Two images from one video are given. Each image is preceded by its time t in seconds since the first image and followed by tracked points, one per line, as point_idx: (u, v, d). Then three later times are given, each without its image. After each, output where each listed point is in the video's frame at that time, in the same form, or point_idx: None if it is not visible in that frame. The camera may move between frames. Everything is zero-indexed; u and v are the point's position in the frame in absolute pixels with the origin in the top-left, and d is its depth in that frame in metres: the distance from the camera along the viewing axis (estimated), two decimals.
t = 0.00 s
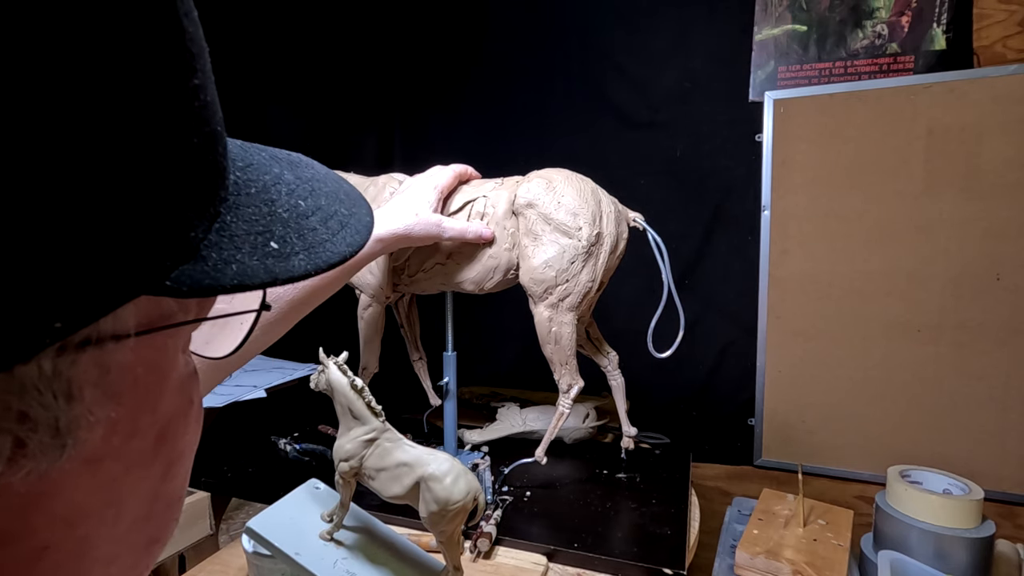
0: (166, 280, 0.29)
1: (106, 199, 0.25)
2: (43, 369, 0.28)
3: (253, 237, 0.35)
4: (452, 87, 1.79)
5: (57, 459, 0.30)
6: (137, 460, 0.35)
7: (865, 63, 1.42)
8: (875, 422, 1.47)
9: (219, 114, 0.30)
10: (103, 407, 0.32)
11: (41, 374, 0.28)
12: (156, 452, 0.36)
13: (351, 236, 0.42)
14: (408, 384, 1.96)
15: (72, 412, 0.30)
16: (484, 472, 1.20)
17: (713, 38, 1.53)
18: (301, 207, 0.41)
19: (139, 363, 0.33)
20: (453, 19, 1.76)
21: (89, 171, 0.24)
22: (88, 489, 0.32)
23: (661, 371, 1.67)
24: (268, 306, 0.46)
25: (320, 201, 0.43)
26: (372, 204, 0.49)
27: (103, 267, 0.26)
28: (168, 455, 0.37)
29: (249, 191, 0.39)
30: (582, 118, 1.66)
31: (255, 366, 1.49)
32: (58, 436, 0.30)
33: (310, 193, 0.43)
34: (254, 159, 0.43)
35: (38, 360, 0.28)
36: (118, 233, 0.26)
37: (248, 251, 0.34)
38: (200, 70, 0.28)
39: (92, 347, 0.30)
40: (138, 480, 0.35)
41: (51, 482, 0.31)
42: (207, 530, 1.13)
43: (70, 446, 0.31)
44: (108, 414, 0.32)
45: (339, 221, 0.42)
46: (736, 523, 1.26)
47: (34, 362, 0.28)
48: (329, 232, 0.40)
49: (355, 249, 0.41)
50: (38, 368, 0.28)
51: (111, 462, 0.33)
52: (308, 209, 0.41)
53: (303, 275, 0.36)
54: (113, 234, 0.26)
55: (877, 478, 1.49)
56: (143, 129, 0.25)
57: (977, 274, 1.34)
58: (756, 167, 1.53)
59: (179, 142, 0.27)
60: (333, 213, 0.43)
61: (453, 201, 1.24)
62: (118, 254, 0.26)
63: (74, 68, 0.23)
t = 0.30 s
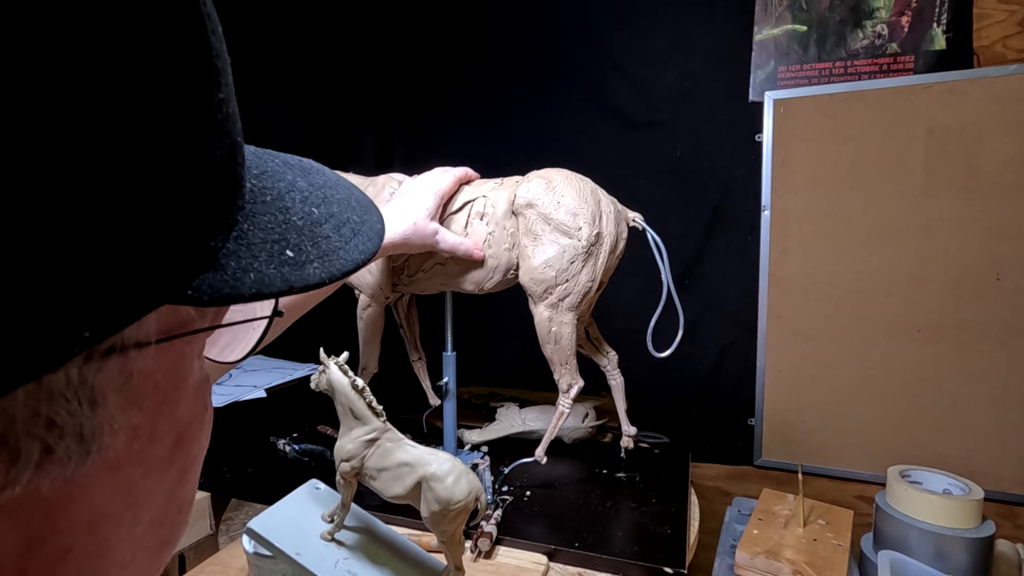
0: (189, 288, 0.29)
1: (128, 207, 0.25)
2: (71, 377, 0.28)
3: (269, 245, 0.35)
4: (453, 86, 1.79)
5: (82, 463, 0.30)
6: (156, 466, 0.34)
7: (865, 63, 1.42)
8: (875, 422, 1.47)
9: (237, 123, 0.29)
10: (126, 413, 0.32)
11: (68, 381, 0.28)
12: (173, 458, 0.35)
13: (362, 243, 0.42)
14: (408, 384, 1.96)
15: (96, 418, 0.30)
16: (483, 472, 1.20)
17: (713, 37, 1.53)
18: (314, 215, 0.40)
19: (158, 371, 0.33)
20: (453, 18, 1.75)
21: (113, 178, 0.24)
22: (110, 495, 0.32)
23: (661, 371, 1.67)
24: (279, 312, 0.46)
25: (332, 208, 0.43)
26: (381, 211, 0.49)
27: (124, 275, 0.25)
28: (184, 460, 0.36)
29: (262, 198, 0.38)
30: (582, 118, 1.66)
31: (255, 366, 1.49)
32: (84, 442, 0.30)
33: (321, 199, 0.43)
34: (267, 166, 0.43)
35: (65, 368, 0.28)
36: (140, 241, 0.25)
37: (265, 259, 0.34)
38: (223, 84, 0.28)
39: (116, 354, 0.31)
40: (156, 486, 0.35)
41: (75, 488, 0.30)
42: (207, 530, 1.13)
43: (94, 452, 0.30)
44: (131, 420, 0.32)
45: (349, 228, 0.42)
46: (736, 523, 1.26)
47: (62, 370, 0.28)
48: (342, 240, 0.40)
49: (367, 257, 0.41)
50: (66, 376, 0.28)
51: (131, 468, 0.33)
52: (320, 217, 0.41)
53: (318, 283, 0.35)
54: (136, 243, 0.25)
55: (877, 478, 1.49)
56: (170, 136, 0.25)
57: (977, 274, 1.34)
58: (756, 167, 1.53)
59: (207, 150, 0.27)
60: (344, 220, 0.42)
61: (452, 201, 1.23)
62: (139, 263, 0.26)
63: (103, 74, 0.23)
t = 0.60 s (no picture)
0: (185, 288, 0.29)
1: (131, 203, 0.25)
2: (63, 380, 0.28)
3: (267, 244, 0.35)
4: (453, 86, 1.79)
5: (75, 466, 0.30)
6: (154, 469, 0.34)
7: (865, 63, 1.42)
8: (875, 422, 1.47)
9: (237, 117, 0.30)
10: (120, 415, 0.32)
11: (60, 384, 0.28)
12: (170, 458, 0.35)
13: (364, 241, 0.41)
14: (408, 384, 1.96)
15: (90, 421, 0.30)
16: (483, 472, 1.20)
17: (713, 37, 1.53)
18: (314, 213, 0.40)
19: (154, 371, 0.33)
20: (453, 18, 1.75)
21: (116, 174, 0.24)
22: (105, 497, 0.32)
23: (661, 371, 1.67)
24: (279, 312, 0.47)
25: (333, 206, 0.43)
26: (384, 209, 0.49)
27: (123, 277, 0.25)
28: (181, 460, 0.36)
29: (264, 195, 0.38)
30: (583, 117, 1.66)
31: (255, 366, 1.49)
32: (77, 445, 0.30)
33: (322, 198, 0.43)
34: (267, 165, 0.43)
35: (57, 370, 0.28)
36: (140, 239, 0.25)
37: (262, 258, 0.34)
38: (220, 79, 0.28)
39: (110, 355, 0.30)
40: (154, 487, 0.35)
41: (69, 491, 0.30)
42: (207, 530, 1.13)
43: (87, 455, 0.30)
44: (125, 422, 0.32)
45: (351, 227, 0.42)
46: (736, 523, 1.25)
47: (54, 372, 0.28)
48: (345, 237, 0.40)
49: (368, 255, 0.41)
50: (58, 378, 0.28)
51: (128, 469, 0.33)
52: (319, 215, 0.40)
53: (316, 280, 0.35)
54: (130, 248, 0.25)
55: (877, 478, 1.49)
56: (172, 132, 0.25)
57: (977, 274, 1.34)
58: (756, 167, 1.53)
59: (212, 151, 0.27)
60: (346, 219, 0.42)
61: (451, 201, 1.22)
62: (24, 259, 0.23)
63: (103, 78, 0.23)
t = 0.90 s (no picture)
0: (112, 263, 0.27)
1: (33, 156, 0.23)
2: None
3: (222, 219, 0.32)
4: (453, 86, 1.79)
5: None
6: (102, 466, 0.32)
7: (865, 63, 1.42)
8: (875, 422, 1.47)
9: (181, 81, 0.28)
10: (46, 407, 0.29)
11: None
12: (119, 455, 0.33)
13: (335, 218, 0.39)
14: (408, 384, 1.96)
15: (5, 414, 0.28)
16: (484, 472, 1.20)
17: (713, 37, 1.52)
18: (282, 186, 0.37)
19: (89, 359, 0.31)
20: (453, 18, 1.75)
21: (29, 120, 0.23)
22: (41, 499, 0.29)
23: (661, 371, 1.67)
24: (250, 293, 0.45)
25: (305, 180, 0.39)
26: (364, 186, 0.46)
27: (54, 244, 0.24)
28: (134, 457, 0.34)
29: (227, 165, 0.35)
30: (583, 117, 1.66)
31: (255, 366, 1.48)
32: None
33: (294, 170, 0.40)
34: (233, 136, 0.38)
35: None
36: (56, 195, 0.24)
37: (216, 234, 0.31)
38: (165, 49, 0.27)
39: (28, 340, 0.28)
40: (100, 487, 0.32)
41: None
42: (207, 530, 1.13)
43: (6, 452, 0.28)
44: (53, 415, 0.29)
45: (323, 202, 0.39)
46: (736, 523, 1.25)
47: None
48: (313, 213, 0.37)
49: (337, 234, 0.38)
50: None
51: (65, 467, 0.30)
52: (288, 189, 0.37)
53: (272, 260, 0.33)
54: (62, 215, 0.24)
55: (877, 478, 1.49)
56: (98, 90, 0.24)
57: (977, 274, 1.34)
58: (756, 166, 1.53)
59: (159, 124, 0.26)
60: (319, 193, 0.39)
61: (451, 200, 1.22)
62: None
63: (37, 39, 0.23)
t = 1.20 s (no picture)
0: None
1: None
2: None
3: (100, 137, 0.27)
4: (453, 86, 1.79)
5: None
6: None
7: (865, 63, 1.42)
8: (875, 422, 1.47)
9: None
10: None
11: None
12: None
13: (263, 159, 0.33)
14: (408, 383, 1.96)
15: None
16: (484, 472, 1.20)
17: (713, 37, 1.52)
18: (193, 121, 0.32)
19: None
20: (452, 18, 1.75)
21: None
22: None
23: (661, 371, 1.67)
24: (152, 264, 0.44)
25: (237, 120, 0.34)
26: (330, 135, 0.39)
27: None
28: None
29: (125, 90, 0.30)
30: (583, 118, 1.66)
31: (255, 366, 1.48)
32: None
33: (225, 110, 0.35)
34: (153, 74, 0.34)
35: None
36: None
37: (51, 158, 0.24)
38: None
39: None
40: None
41: None
42: (207, 530, 1.13)
43: None
44: None
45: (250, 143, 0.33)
46: (736, 523, 1.25)
47: None
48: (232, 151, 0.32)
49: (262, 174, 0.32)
50: None
51: None
52: (204, 123, 0.32)
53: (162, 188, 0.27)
54: None
55: (877, 478, 1.49)
56: None
57: (978, 274, 1.34)
58: (756, 166, 1.53)
59: None
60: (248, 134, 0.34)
61: (450, 200, 1.21)
62: None
63: None
